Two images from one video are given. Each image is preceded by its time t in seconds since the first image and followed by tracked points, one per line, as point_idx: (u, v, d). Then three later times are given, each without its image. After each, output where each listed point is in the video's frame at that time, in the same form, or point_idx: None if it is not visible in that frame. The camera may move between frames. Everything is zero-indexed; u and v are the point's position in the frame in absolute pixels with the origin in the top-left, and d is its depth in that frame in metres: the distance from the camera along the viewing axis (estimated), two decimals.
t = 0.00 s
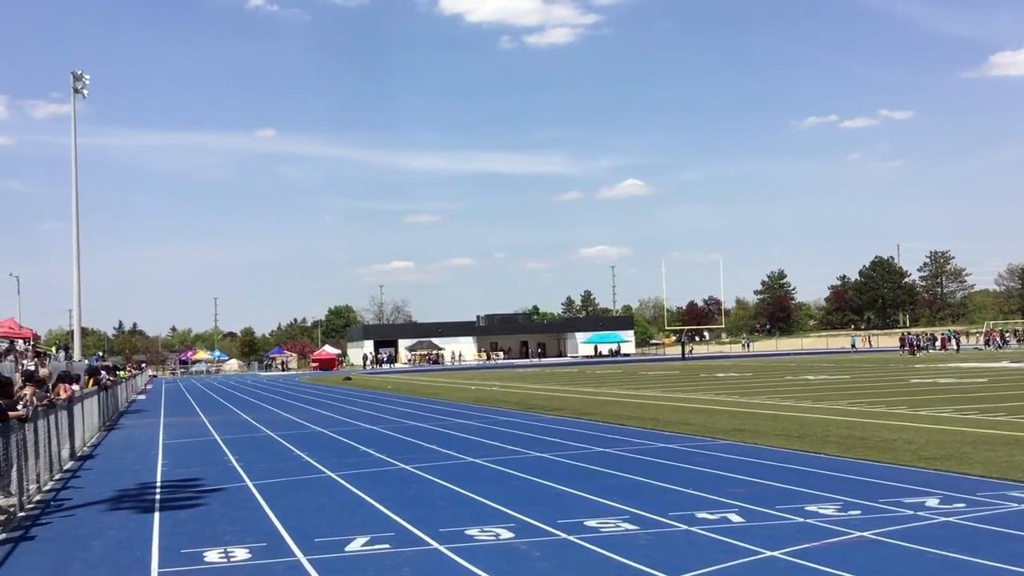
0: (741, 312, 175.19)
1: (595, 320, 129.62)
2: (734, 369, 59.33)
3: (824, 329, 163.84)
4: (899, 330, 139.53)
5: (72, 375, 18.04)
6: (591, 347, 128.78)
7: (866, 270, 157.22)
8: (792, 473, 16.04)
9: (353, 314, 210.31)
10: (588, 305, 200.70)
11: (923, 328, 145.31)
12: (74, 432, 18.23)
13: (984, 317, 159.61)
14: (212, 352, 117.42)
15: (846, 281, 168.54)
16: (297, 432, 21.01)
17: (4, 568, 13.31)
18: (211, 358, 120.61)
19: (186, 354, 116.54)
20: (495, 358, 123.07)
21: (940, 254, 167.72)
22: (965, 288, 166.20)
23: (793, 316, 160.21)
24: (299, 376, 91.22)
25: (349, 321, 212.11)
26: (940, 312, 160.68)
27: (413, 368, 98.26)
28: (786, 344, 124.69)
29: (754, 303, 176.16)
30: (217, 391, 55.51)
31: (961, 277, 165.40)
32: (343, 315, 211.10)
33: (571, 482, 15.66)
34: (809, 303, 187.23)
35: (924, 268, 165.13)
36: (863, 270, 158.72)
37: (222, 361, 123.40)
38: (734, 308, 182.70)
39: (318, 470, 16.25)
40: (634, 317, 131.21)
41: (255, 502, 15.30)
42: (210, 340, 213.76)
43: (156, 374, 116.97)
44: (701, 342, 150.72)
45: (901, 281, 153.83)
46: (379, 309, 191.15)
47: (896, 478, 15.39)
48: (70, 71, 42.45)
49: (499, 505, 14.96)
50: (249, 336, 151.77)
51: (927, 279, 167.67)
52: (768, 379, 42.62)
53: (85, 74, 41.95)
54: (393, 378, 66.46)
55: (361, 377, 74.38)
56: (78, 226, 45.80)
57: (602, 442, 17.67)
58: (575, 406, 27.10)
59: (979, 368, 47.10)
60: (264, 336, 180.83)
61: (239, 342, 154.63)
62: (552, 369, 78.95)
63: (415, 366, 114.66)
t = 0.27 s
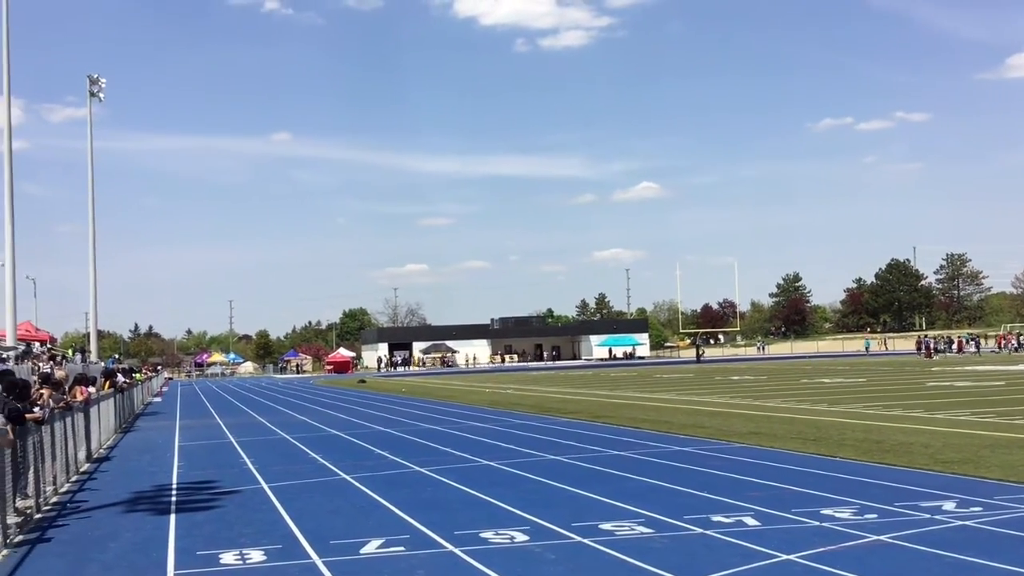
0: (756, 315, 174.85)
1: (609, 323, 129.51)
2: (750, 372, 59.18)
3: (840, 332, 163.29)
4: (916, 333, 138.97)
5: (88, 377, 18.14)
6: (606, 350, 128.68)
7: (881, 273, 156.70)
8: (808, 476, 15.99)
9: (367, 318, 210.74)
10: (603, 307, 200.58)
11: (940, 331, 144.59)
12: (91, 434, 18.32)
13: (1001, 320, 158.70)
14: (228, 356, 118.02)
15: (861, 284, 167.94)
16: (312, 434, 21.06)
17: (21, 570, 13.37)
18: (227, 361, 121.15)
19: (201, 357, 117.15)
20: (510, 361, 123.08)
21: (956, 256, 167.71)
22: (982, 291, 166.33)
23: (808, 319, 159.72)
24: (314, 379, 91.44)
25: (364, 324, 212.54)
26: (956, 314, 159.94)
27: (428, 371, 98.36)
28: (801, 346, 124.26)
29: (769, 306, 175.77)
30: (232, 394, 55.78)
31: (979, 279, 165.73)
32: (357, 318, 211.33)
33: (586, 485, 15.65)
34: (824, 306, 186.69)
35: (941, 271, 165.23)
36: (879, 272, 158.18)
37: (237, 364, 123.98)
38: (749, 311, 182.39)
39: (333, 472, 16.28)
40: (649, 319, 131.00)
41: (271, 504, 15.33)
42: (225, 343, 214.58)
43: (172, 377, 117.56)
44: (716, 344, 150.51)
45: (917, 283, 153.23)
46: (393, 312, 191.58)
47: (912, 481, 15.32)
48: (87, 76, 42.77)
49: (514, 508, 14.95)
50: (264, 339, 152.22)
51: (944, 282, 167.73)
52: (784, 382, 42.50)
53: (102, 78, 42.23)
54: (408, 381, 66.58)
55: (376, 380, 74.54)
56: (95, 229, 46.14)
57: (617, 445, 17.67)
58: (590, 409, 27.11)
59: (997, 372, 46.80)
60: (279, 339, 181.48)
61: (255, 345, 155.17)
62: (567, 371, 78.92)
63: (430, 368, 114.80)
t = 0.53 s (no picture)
0: (772, 318, 174.51)
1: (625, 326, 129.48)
2: (766, 376, 59.00)
3: (856, 335, 162.84)
4: (934, 336, 138.46)
5: (106, 380, 18.26)
6: (621, 353, 128.72)
7: (899, 276, 156.18)
8: (824, 480, 15.97)
9: (383, 320, 211.05)
10: (618, 310, 200.59)
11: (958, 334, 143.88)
12: (108, 436, 18.46)
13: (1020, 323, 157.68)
14: (246, 358, 118.55)
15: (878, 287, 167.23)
16: (328, 437, 21.16)
17: (40, 571, 13.46)
18: (244, 363, 121.60)
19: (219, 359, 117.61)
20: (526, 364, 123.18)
21: (974, 259, 167.71)
22: (1001, 293, 165.85)
23: (825, 321, 159.32)
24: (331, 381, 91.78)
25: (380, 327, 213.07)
26: (974, 317, 159.10)
27: (444, 374, 98.59)
28: (817, 350, 123.96)
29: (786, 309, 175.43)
30: (249, 396, 56.10)
31: (997, 283, 165.55)
32: (373, 320, 210.99)
33: (600, 487, 15.66)
34: (840, 309, 186.24)
35: (959, 274, 165.12)
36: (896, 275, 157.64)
37: (254, 366, 124.53)
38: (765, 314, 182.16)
39: (349, 475, 16.34)
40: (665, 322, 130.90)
41: (287, 506, 15.40)
42: (242, 345, 215.71)
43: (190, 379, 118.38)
44: (731, 347, 150.34)
45: (935, 286, 152.60)
46: (409, 314, 192.06)
47: (930, 485, 15.27)
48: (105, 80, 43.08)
49: (529, 511, 14.98)
50: (280, 341, 152.83)
51: (962, 285, 167.70)
52: (799, 386, 42.38)
53: (120, 82, 42.50)
54: (423, 384, 66.76)
55: (392, 383, 74.79)
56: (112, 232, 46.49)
57: (633, 449, 17.69)
58: (606, 412, 27.13)
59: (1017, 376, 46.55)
60: (295, 342, 182.08)
61: (271, 348, 155.79)
62: (582, 374, 78.97)
63: (446, 371, 115.02)
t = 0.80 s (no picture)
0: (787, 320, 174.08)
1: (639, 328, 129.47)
2: (781, 378, 58.87)
3: (872, 338, 162.28)
4: (950, 339, 137.79)
5: (122, 382, 18.35)
6: (636, 355, 128.62)
7: (914, 278, 155.60)
8: (840, 483, 15.92)
9: (397, 322, 211.39)
10: (632, 313, 200.45)
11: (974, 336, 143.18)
12: (124, 438, 18.54)
13: None
14: (261, 361, 118.99)
15: (893, 290, 166.61)
16: (343, 439, 21.21)
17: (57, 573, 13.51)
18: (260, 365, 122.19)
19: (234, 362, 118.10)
20: (540, 367, 123.21)
21: (991, 262, 166.96)
22: (1017, 296, 164.98)
23: (840, 324, 158.86)
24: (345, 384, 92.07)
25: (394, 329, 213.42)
26: (990, 320, 158.24)
27: (458, 377, 98.72)
28: (832, 352, 123.57)
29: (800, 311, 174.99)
30: (264, 398, 56.37)
31: (1013, 285, 164.58)
32: (387, 322, 211.42)
33: (615, 490, 15.65)
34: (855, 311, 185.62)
35: (975, 277, 164.34)
36: (912, 278, 157.01)
37: (269, 368, 125.11)
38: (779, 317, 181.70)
39: (364, 477, 16.38)
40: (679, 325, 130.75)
41: (303, 508, 15.43)
42: (257, 347, 216.64)
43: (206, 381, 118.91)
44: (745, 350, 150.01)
45: (950, 289, 151.94)
46: (422, 317, 192.44)
47: (947, 489, 15.19)
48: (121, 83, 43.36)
49: (544, 514, 14.97)
50: (295, 343, 153.51)
51: (978, 288, 166.99)
52: (814, 389, 42.25)
53: (136, 86, 42.73)
54: (438, 386, 66.93)
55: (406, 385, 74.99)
56: (128, 235, 46.78)
57: (648, 452, 17.67)
58: (620, 414, 27.11)
59: None
60: (310, 344, 182.69)
61: (286, 351, 156.42)
62: (597, 377, 78.94)
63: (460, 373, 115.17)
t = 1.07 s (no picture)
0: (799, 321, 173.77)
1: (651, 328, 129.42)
2: (795, 379, 58.77)
3: (884, 338, 161.88)
4: (964, 339, 137.29)
5: (135, 383, 18.42)
6: (648, 356, 128.53)
7: (927, 279, 155.17)
8: (852, 484, 15.89)
9: (409, 323, 211.74)
10: (644, 313, 200.32)
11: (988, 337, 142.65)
12: (138, 438, 18.61)
13: None
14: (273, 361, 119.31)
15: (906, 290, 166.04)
16: (356, 439, 21.27)
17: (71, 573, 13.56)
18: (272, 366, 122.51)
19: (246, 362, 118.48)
20: (552, 367, 123.22)
21: (1004, 262, 166.42)
22: None
23: (852, 324, 158.52)
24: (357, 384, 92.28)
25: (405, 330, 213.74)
26: (1003, 320, 157.66)
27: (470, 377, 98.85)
28: (845, 352, 123.26)
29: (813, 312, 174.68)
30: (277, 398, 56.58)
31: None
32: (399, 322, 211.43)
33: (628, 491, 15.66)
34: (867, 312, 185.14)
35: (988, 277, 163.75)
36: (925, 278, 156.55)
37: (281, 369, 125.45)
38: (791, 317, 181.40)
39: (377, 478, 16.41)
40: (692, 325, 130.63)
41: (315, 508, 15.46)
42: (268, 347, 217.26)
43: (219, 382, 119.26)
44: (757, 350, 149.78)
45: (964, 289, 151.42)
46: (434, 317, 192.74)
47: (960, 490, 15.16)
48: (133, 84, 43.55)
49: (556, 515, 14.97)
50: (307, 344, 153.90)
51: (992, 288, 166.41)
52: (827, 389, 42.18)
53: (149, 88, 42.89)
54: (450, 386, 67.06)
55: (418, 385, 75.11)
56: (142, 236, 46.97)
57: (660, 452, 17.68)
58: (632, 414, 27.13)
59: None
60: (321, 344, 183.15)
61: (298, 351, 156.87)
62: (609, 377, 78.94)
63: (472, 374, 115.26)
